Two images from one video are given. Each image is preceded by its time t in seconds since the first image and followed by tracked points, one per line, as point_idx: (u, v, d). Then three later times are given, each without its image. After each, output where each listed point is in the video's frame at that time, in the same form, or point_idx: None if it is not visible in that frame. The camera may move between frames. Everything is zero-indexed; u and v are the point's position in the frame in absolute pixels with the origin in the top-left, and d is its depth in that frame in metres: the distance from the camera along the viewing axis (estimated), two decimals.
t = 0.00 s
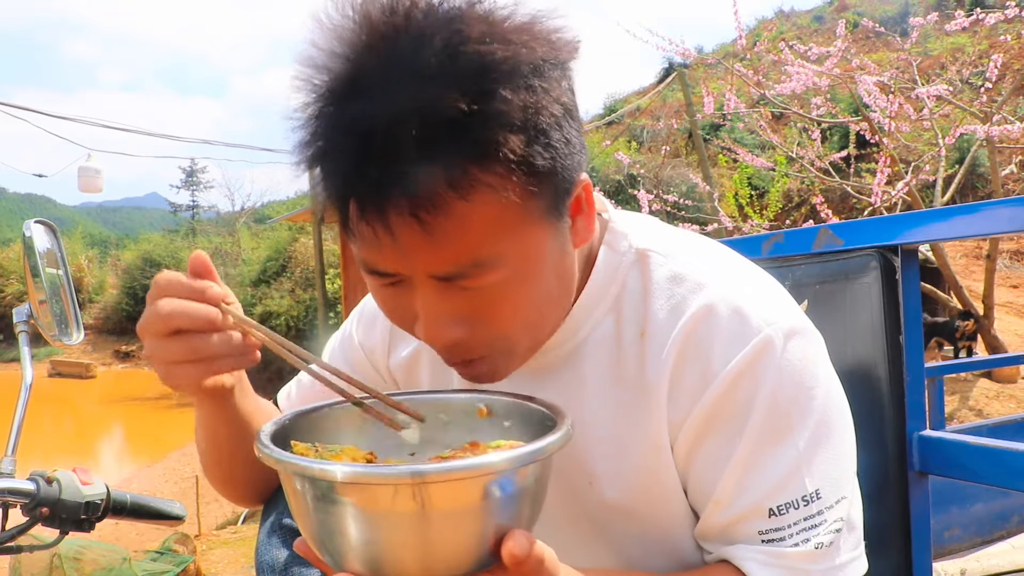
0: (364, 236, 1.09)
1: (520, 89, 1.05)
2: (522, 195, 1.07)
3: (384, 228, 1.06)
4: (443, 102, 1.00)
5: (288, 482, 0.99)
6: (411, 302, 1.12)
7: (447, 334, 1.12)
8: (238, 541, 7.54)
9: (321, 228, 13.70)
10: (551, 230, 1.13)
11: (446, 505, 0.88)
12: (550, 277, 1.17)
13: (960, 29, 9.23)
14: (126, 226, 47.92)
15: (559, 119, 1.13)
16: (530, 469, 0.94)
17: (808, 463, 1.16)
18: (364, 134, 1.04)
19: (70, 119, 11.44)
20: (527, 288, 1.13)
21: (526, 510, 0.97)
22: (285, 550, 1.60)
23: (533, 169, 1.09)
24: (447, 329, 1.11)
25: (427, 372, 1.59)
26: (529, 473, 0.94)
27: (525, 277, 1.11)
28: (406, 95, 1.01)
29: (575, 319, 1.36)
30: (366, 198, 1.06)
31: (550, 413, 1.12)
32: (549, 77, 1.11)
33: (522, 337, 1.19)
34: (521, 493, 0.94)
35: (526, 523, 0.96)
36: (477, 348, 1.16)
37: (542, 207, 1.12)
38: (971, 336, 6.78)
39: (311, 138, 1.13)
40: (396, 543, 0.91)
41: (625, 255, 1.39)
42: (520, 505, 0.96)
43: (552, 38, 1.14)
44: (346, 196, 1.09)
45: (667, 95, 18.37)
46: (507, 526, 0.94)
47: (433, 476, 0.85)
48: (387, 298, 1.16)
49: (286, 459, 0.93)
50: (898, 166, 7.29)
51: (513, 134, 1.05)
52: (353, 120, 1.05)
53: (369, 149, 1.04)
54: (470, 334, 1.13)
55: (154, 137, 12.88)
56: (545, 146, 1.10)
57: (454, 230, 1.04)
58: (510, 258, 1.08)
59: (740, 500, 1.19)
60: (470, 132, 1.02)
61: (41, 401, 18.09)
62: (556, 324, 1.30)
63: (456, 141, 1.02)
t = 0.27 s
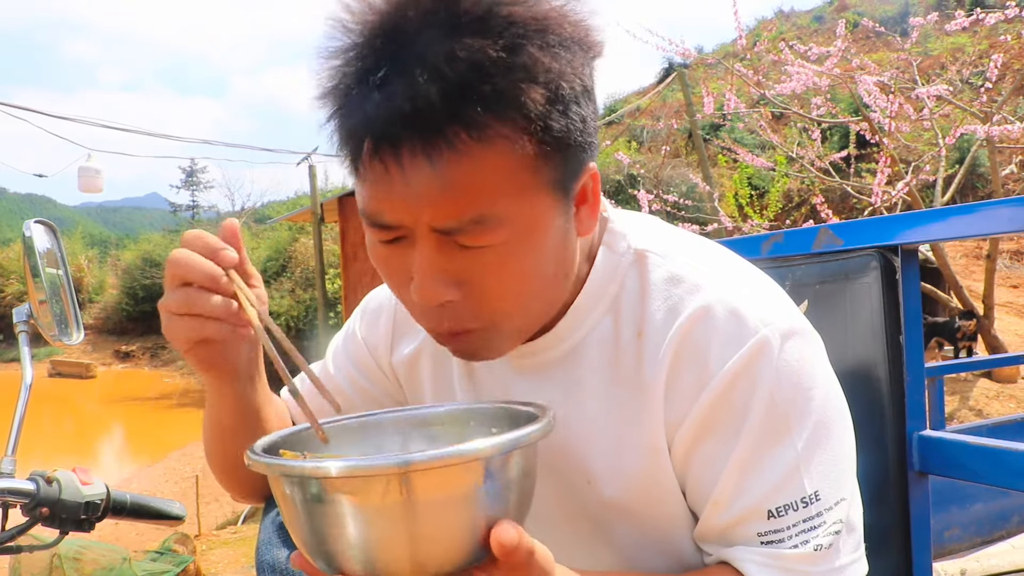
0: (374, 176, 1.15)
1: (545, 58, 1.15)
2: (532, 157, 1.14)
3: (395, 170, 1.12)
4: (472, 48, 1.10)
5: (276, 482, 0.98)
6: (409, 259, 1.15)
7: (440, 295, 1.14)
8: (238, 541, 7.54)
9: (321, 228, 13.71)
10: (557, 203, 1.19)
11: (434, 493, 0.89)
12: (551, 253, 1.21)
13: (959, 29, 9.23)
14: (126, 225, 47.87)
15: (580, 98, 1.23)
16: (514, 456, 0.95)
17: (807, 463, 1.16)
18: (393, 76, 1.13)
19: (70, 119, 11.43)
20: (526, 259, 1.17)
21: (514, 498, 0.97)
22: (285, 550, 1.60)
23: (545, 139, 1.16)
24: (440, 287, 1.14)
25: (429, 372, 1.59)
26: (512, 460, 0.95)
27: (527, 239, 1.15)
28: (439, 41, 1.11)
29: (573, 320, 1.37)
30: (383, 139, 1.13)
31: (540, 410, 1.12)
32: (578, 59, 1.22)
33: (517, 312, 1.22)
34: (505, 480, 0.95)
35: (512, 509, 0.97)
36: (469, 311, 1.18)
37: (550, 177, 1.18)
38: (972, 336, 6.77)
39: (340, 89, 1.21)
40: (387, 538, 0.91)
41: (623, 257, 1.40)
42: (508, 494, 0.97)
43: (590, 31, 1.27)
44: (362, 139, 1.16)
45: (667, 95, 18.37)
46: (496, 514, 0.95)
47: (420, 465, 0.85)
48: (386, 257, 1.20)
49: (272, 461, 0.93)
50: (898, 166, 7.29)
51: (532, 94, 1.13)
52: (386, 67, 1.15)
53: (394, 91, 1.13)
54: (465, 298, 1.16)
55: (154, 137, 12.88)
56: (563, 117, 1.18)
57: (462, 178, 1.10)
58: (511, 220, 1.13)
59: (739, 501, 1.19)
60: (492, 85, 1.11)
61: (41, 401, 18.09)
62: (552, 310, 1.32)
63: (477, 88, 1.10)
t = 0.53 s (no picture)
0: (386, 151, 1.18)
1: (562, 47, 1.21)
2: (544, 138, 1.18)
3: (409, 144, 1.15)
4: (494, 30, 1.16)
5: (273, 479, 0.99)
6: (413, 239, 1.17)
7: (444, 276, 1.15)
8: (238, 541, 7.54)
9: (321, 228, 13.71)
10: (565, 191, 1.22)
11: (422, 478, 0.89)
12: (555, 241, 1.22)
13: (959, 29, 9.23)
14: (125, 225, 47.85)
15: (591, 91, 1.28)
16: (498, 440, 0.96)
17: (805, 461, 1.16)
18: (414, 51, 1.18)
19: (70, 119, 11.40)
20: (531, 245, 1.19)
21: (503, 485, 0.98)
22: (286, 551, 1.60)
23: (557, 125, 1.20)
24: (444, 267, 1.15)
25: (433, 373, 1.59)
26: (498, 445, 0.96)
27: (534, 222, 1.17)
28: (461, 20, 1.17)
29: (573, 319, 1.37)
30: (398, 114, 1.16)
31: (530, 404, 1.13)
32: (594, 54, 1.28)
33: (519, 300, 1.23)
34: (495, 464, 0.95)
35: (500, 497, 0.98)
36: (470, 294, 1.19)
37: (559, 163, 1.21)
38: (972, 336, 6.78)
39: (358, 67, 1.25)
40: (379, 528, 0.92)
41: (622, 257, 1.41)
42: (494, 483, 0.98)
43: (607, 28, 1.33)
44: (376, 115, 1.19)
45: (667, 95, 18.38)
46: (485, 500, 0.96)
47: (409, 445, 0.86)
48: (390, 238, 1.21)
49: (268, 455, 0.94)
50: (898, 166, 7.29)
51: (547, 79, 1.19)
52: (407, 43, 1.20)
53: (413, 66, 1.17)
54: (468, 280, 1.17)
55: (154, 137, 12.89)
56: (575, 107, 1.24)
57: (474, 155, 1.13)
58: (519, 202, 1.15)
59: (737, 500, 1.19)
60: (510, 66, 1.16)
61: (41, 400, 18.09)
62: (549, 301, 1.33)
63: (495, 68, 1.16)
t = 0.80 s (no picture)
0: (394, 132, 1.19)
1: (573, 37, 1.23)
2: (551, 124, 1.19)
3: (417, 123, 1.16)
4: (507, 16, 1.18)
5: (288, 475, 0.98)
6: (417, 222, 1.17)
7: (445, 261, 1.15)
8: (238, 541, 7.54)
9: (321, 228, 13.71)
10: (569, 181, 1.22)
11: (439, 493, 0.89)
12: (558, 231, 1.22)
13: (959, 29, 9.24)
14: (125, 225, 47.81)
15: (601, 85, 1.30)
16: (521, 459, 0.95)
17: (805, 464, 1.16)
18: (427, 32, 1.19)
19: (71, 119, 11.40)
20: (534, 234, 1.19)
21: (518, 503, 0.97)
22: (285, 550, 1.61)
23: (565, 113, 1.21)
24: (447, 251, 1.15)
25: (433, 374, 1.59)
26: (519, 463, 0.95)
27: (538, 210, 1.17)
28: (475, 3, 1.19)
29: (575, 321, 1.38)
30: (406, 97, 1.17)
31: (546, 415, 1.12)
32: (606, 47, 1.30)
33: (520, 290, 1.23)
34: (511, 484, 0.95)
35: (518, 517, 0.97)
36: (472, 281, 1.19)
37: (566, 151, 1.22)
38: (972, 336, 6.78)
39: (371, 50, 1.27)
40: (391, 535, 0.91)
41: (624, 258, 1.41)
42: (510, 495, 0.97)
43: (619, 23, 1.35)
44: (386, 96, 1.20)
45: (667, 95, 18.39)
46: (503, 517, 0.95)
47: (429, 463, 0.86)
48: (395, 222, 1.22)
49: (285, 451, 0.94)
50: (897, 166, 7.29)
51: (559, 66, 1.20)
52: (421, 26, 1.21)
53: (425, 48, 1.18)
54: (470, 267, 1.17)
55: (155, 137, 12.88)
56: (584, 98, 1.25)
57: (482, 136, 1.14)
58: (523, 187, 1.16)
59: (737, 502, 1.19)
60: (521, 51, 1.18)
61: (41, 400, 18.09)
62: (550, 298, 1.33)
63: (507, 52, 1.17)
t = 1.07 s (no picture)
0: (401, 126, 1.18)
1: (583, 39, 1.23)
2: (558, 125, 1.20)
3: (425, 119, 1.15)
4: (520, 15, 1.18)
5: (293, 478, 0.99)
6: (421, 219, 1.17)
7: (448, 259, 1.16)
8: (238, 541, 7.54)
9: (321, 228, 13.73)
10: (573, 182, 1.23)
11: (445, 496, 0.89)
12: (560, 233, 1.23)
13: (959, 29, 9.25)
14: (125, 225, 47.74)
15: (608, 87, 1.31)
16: (526, 466, 0.95)
17: (806, 466, 1.16)
18: (438, 27, 1.19)
19: (71, 119, 11.40)
20: (538, 234, 1.19)
21: (523, 509, 0.97)
22: (285, 550, 1.66)
23: (571, 114, 1.22)
24: (450, 248, 1.15)
25: (433, 375, 1.59)
26: (525, 470, 0.95)
27: (542, 211, 1.18)
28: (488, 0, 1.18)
29: (576, 323, 1.38)
30: (415, 92, 1.16)
31: (552, 419, 1.13)
32: (614, 49, 1.31)
33: (522, 290, 1.23)
34: (517, 490, 0.95)
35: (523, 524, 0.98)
36: (474, 279, 1.19)
37: (570, 152, 1.22)
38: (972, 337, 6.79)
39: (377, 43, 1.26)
40: (396, 537, 0.92)
41: (625, 260, 1.41)
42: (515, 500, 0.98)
43: (628, 26, 1.35)
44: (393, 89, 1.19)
45: (667, 95, 18.40)
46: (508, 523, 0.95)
47: (434, 467, 0.86)
48: (397, 217, 1.22)
49: (291, 452, 0.94)
50: (897, 166, 7.29)
51: (569, 68, 1.20)
52: (432, 22, 1.20)
53: (437, 44, 1.17)
54: (472, 265, 1.18)
55: (155, 137, 12.88)
56: (592, 100, 1.26)
57: (490, 136, 1.14)
58: (528, 189, 1.16)
59: (738, 503, 1.19)
60: (532, 51, 1.18)
61: (41, 400, 18.09)
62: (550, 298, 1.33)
63: (518, 50, 1.17)
